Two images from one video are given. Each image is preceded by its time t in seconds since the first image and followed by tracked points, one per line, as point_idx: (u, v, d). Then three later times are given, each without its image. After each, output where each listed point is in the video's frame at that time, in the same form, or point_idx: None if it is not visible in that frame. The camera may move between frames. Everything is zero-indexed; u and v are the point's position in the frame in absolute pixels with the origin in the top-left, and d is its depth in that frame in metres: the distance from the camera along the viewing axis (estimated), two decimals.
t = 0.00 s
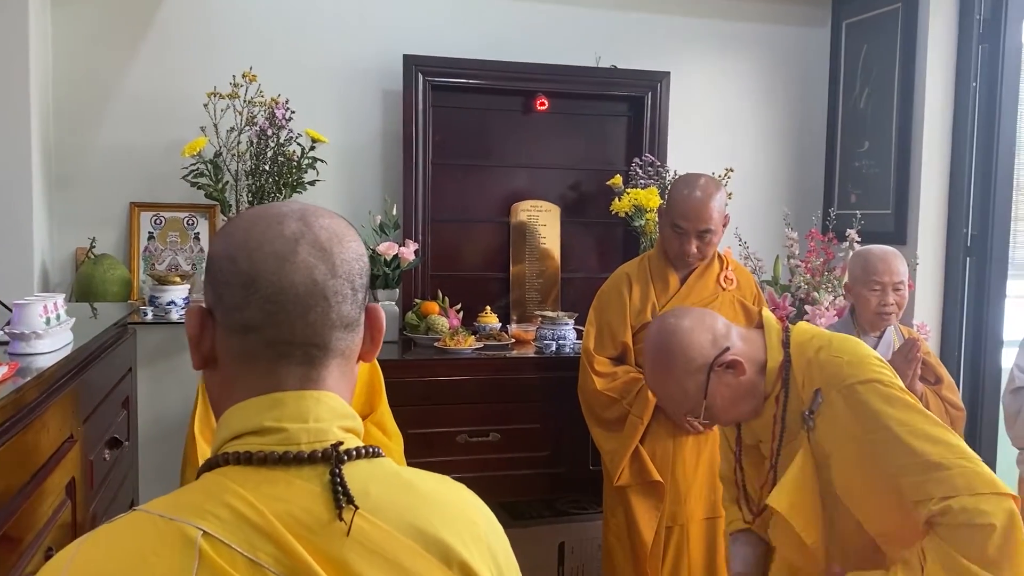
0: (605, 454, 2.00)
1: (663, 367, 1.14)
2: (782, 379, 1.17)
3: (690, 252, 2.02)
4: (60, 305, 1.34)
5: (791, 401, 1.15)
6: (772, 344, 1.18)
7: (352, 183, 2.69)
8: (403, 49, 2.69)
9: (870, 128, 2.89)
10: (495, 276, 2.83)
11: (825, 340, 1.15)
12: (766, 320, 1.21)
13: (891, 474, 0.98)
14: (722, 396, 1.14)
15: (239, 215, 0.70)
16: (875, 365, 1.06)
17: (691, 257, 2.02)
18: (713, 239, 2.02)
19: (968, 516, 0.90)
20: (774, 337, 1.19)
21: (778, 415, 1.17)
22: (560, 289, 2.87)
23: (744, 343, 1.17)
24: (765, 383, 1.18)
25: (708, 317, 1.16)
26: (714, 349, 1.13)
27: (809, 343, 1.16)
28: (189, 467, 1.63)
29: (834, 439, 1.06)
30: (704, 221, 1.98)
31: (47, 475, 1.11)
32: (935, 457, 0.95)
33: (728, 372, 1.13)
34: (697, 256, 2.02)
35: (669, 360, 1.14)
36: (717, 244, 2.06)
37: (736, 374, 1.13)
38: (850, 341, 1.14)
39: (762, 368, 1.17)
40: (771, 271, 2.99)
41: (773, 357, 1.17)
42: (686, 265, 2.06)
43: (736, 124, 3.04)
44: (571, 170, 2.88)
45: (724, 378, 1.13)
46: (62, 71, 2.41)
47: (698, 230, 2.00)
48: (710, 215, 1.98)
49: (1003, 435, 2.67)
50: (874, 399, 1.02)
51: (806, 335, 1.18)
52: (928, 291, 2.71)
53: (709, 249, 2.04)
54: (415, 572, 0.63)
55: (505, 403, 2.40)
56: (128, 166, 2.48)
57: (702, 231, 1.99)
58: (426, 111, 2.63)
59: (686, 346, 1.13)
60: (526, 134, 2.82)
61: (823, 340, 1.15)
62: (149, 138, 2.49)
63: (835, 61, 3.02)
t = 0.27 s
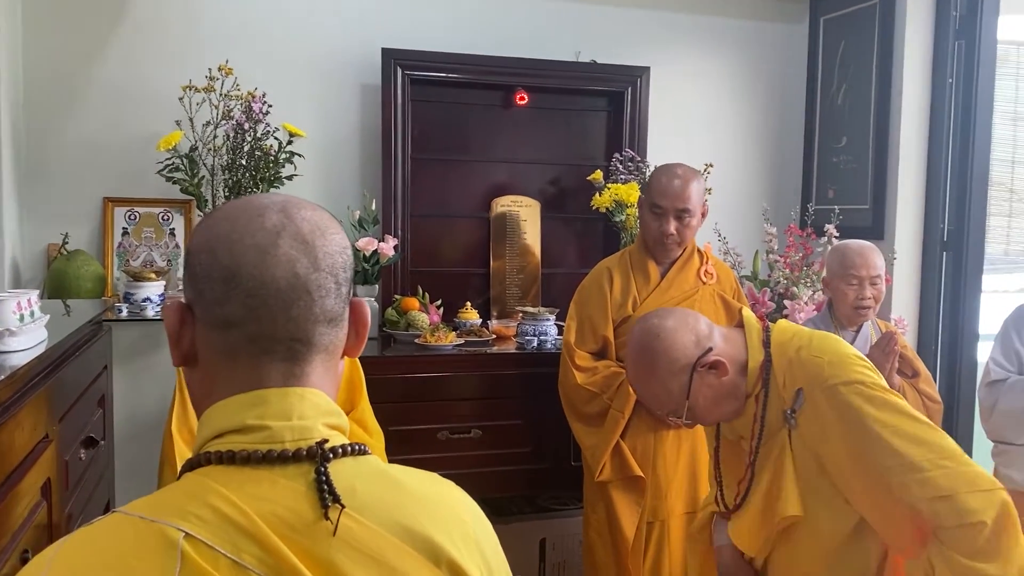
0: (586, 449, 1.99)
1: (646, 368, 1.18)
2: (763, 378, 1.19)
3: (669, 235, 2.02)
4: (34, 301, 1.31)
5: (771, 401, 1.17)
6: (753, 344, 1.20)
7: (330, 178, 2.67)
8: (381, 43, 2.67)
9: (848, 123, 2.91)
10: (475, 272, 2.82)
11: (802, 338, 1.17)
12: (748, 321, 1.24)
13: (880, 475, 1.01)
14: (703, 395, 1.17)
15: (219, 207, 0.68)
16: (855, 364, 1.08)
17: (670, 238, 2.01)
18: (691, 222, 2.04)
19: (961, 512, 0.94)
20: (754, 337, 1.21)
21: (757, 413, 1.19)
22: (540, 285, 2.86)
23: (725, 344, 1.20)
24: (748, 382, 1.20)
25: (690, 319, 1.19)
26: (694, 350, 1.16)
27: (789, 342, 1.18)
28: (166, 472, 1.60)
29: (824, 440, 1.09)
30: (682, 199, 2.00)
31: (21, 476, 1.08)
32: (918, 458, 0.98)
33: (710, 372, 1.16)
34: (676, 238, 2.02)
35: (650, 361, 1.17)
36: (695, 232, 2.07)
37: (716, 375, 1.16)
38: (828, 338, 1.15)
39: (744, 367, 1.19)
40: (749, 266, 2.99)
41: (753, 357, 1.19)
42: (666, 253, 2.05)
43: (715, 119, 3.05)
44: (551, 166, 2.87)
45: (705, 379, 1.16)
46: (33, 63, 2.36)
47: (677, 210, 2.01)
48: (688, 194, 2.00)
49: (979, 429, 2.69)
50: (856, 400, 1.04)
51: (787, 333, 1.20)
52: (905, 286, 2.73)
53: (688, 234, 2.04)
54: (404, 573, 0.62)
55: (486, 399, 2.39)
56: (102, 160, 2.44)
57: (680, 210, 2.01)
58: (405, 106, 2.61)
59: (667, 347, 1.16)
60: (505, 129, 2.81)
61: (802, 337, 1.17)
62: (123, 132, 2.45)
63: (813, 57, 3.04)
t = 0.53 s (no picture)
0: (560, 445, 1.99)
1: (626, 379, 1.19)
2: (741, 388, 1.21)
3: (639, 221, 2.04)
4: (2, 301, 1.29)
5: (748, 410, 1.19)
6: (730, 353, 1.22)
7: (303, 174, 2.65)
8: (354, 39, 2.66)
9: (818, 122, 2.94)
10: (450, 269, 2.81)
11: (779, 348, 1.19)
12: (724, 330, 1.25)
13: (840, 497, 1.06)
14: (682, 407, 1.18)
15: (191, 207, 0.68)
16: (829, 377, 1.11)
17: (639, 224, 2.03)
18: (660, 211, 2.07)
19: (908, 541, 1.01)
20: (731, 344, 1.23)
21: (735, 422, 1.21)
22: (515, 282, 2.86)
23: (703, 356, 1.21)
24: (725, 392, 1.21)
25: (669, 331, 1.20)
26: (674, 363, 1.17)
27: (766, 351, 1.20)
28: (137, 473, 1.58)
29: (793, 451, 1.12)
30: (652, 185, 2.04)
31: None
32: (876, 485, 1.03)
33: (689, 384, 1.17)
34: (646, 225, 2.04)
35: (630, 373, 1.18)
36: (665, 223, 2.09)
37: (696, 387, 1.17)
38: (803, 347, 1.18)
39: (722, 378, 1.21)
40: (722, 263, 3.02)
41: (730, 366, 1.21)
42: (637, 244, 2.06)
43: (688, 117, 3.07)
44: (526, 163, 2.87)
45: (685, 390, 1.18)
46: None
47: (647, 197, 2.05)
48: (656, 181, 2.05)
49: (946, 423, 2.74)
50: (826, 417, 1.08)
51: (764, 341, 1.22)
52: (875, 282, 2.76)
53: (657, 223, 2.07)
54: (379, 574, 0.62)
55: (461, 396, 2.39)
56: (71, 157, 2.40)
57: (649, 196, 2.04)
58: (378, 102, 2.60)
59: (647, 360, 1.17)
60: (479, 126, 2.80)
61: (779, 347, 1.19)
62: (92, 128, 2.42)
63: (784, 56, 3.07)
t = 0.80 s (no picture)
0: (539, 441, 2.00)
1: (618, 382, 1.21)
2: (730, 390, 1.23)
3: (613, 213, 2.06)
4: None
5: (739, 412, 1.22)
6: (720, 356, 1.25)
7: (280, 171, 2.63)
8: (331, 35, 2.64)
9: (793, 120, 2.97)
10: (429, 266, 2.81)
11: (767, 351, 1.20)
12: (714, 333, 1.28)
13: (849, 486, 1.06)
14: (673, 408, 1.22)
15: (174, 209, 0.67)
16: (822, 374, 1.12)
17: (615, 215, 2.05)
18: (634, 203, 2.09)
19: (934, 516, 1.00)
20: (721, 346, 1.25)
21: (728, 426, 1.24)
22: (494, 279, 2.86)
23: (694, 357, 1.24)
24: (715, 394, 1.24)
25: (662, 333, 1.23)
26: (666, 365, 1.20)
27: (755, 352, 1.22)
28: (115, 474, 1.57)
29: (787, 451, 1.13)
30: (626, 176, 2.06)
31: None
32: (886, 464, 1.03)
33: (681, 385, 1.21)
34: (621, 217, 2.06)
35: (622, 373, 1.21)
36: (640, 216, 2.10)
37: (687, 389, 1.20)
38: (792, 347, 1.19)
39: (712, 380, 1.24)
40: (700, 260, 3.04)
41: (720, 367, 1.24)
42: (612, 237, 2.07)
43: (665, 115, 3.09)
44: (504, 160, 2.87)
45: (676, 391, 1.21)
46: None
47: (621, 189, 2.07)
48: (630, 173, 2.07)
49: (919, 417, 2.78)
50: (823, 412, 1.08)
51: (752, 342, 1.24)
52: (849, 279, 2.80)
53: (632, 215, 2.08)
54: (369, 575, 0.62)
55: (440, 394, 2.39)
56: (44, 153, 2.37)
57: (624, 187, 2.06)
58: (356, 99, 2.59)
59: (639, 361, 1.20)
60: (458, 123, 2.80)
61: (768, 348, 1.21)
62: (66, 124, 2.39)
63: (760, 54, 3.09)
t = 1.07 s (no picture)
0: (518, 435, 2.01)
1: (595, 400, 1.24)
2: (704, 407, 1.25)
3: (590, 205, 2.07)
4: None
5: (716, 431, 1.24)
6: (694, 372, 1.26)
7: (259, 167, 2.62)
8: (310, 31, 2.63)
9: (769, 117, 3.01)
10: (408, 262, 2.81)
11: (739, 367, 1.21)
12: (689, 352, 1.30)
13: (836, 499, 1.07)
14: (648, 423, 1.23)
15: (163, 205, 0.67)
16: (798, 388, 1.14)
17: (591, 207, 2.07)
18: (610, 195, 2.10)
19: (925, 513, 1.03)
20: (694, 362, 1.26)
21: (705, 446, 1.27)
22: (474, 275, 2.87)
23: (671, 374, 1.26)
24: (690, 410, 1.26)
25: (640, 351, 1.25)
26: (643, 380, 1.22)
27: (729, 370, 1.22)
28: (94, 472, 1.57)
29: (769, 469, 1.16)
30: (601, 169, 2.08)
31: None
32: (870, 471, 1.05)
33: (655, 403, 1.23)
34: (597, 209, 2.08)
35: (600, 391, 1.23)
36: (615, 209, 2.12)
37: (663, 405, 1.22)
38: (763, 360, 1.21)
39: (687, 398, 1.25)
40: (677, 256, 3.07)
41: (695, 387, 1.25)
42: (589, 229, 2.09)
43: (643, 112, 3.11)
44: (484, 156, 2.87)
45: (651, 409, 1.23)
46: None
47: (597, 181, 2.09)
48: (606, 166, 2.09)
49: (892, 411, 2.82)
50: (803, 427, 1.10)
51: (725, 360, 1.24)
52: (824, 274, 2.83)
53: (608, 207, 2.10)
54: (360, 570, 0.63)
55: (420, 389, 2.39)
56: (18, 149, 2.35)
57: (600, 180, 2.08)
58: (335, 95, 2.58)
59: (618, 375, 1.22)
60: (438, 119, 2.80)
61: (740, 365, 1.22)
62: (41, 119, 2.36)
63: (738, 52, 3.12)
